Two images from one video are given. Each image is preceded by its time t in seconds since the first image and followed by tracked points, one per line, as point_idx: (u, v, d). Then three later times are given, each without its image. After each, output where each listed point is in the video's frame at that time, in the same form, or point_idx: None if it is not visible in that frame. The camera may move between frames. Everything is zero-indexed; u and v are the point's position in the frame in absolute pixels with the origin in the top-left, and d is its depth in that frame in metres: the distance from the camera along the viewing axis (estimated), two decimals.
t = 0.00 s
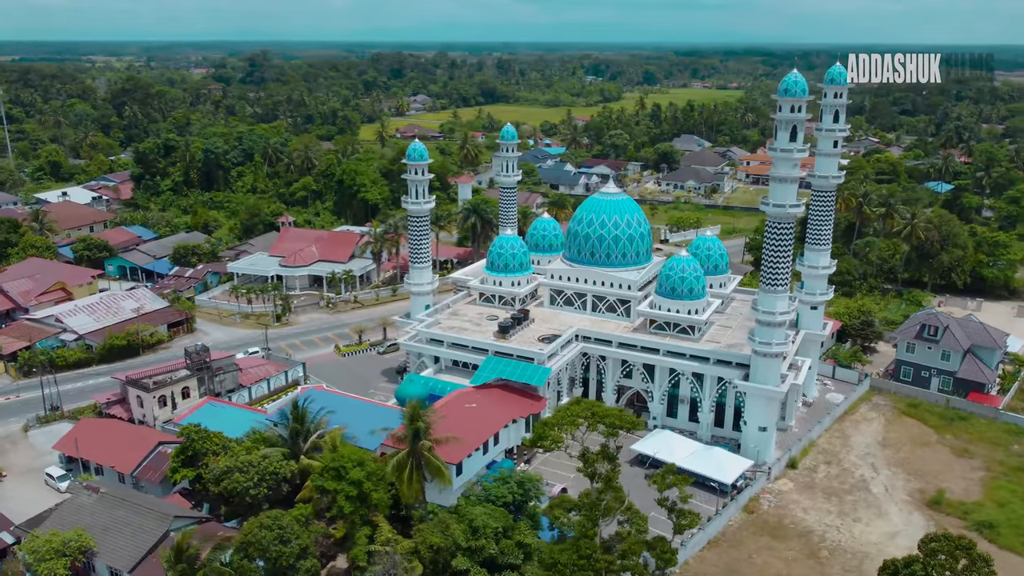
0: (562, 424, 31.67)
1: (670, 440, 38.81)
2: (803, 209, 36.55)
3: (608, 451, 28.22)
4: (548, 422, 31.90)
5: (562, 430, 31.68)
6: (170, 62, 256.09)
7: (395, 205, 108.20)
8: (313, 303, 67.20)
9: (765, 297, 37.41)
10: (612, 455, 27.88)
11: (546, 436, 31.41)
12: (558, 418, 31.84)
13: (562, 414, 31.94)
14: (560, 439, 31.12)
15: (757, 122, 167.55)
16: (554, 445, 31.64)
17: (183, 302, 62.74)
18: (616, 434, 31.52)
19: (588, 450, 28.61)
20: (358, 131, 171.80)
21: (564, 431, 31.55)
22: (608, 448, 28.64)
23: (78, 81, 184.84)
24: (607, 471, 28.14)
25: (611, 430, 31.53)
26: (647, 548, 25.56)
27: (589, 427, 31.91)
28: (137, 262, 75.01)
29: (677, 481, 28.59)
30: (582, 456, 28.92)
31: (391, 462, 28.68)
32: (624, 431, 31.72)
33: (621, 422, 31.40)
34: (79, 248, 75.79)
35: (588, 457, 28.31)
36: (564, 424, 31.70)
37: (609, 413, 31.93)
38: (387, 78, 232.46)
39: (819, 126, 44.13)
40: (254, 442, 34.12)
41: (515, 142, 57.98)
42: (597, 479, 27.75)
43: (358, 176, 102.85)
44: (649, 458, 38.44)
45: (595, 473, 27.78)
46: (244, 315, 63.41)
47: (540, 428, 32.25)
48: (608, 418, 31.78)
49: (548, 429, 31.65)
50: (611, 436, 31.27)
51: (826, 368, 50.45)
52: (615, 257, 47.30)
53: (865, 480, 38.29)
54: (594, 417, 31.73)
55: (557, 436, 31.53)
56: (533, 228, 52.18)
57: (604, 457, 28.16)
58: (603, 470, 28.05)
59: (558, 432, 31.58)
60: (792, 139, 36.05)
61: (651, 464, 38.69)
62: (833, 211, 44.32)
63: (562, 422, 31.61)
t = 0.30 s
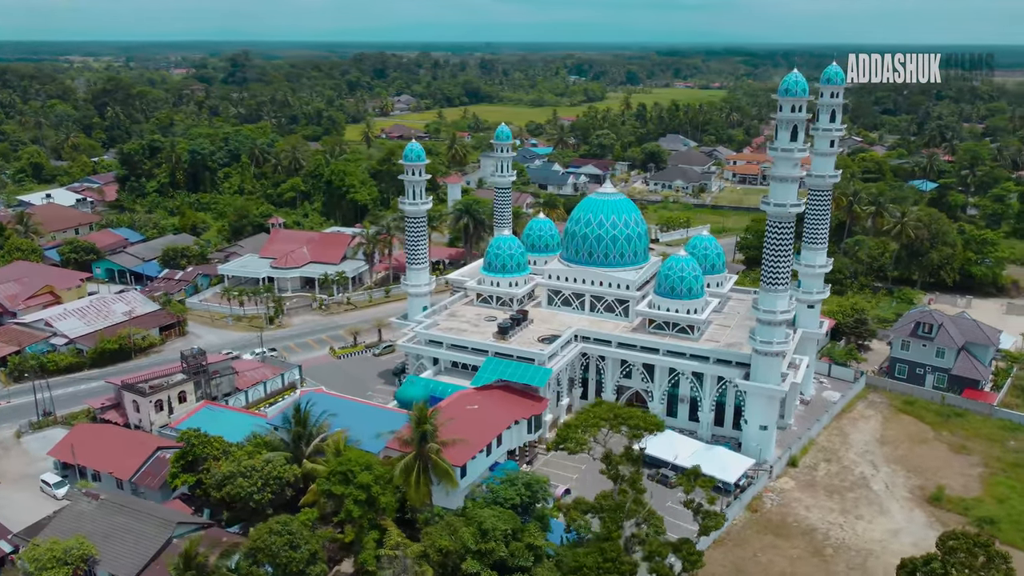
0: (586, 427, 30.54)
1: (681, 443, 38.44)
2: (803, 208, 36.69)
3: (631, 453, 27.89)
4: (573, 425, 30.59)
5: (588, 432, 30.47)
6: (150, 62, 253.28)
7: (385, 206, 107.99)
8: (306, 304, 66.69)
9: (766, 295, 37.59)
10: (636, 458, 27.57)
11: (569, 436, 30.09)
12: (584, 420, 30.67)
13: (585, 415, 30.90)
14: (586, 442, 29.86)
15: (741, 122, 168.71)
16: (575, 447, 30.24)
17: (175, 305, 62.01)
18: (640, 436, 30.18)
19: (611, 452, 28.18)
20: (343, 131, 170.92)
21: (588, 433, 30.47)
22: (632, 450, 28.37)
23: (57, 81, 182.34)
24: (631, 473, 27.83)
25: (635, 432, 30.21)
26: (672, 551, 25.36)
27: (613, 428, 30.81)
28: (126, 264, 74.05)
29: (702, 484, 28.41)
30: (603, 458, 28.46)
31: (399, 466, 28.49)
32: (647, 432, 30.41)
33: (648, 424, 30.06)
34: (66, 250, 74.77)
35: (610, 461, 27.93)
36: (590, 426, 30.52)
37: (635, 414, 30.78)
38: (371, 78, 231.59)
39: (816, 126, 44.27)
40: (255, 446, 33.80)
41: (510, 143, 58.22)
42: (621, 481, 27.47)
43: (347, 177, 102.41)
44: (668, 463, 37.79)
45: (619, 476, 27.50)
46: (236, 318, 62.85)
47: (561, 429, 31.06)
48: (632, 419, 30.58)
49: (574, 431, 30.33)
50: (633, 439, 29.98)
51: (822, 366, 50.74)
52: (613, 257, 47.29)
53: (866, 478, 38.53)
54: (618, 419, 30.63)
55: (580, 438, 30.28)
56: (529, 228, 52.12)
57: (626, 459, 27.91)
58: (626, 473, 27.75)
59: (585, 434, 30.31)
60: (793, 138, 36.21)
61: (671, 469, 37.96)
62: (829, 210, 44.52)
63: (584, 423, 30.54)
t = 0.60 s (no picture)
0: (608, 428, 30.05)
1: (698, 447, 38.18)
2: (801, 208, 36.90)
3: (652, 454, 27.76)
4: (595, 427, 30.07)
5: (609, 434, 29.99)
6: (126, 62, 249.94)
7: (372, 207, 107.78)
8: (296, 306, 66.12)
9: (764, 294, 37.83)
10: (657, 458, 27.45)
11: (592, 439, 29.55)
12: (606, 422, 30.26)
13: (607, 416, 30.40)
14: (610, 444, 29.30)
15: (724, 121, 169.80)
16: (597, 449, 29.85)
17: (164, 308, 61.26)
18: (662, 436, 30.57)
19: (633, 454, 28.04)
20: (326, 132, 169.77)
21: (611, 433, 30.03)
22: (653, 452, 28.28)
23: (33, 81, 179.49)
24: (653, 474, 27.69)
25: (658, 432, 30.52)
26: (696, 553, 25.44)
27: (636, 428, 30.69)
28: (111, 267, 73.05)
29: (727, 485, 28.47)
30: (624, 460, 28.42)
31: (405, 470, 28.26)
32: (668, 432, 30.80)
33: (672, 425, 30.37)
34: (50, 253, 73.69)
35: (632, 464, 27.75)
36: (611, 429, 30.10)
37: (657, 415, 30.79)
38: (352, 78, 230.36)
39: (810, 125, 44.21)
40: (254, 451, 33.44)
41: (502, 142, 58.13)
42: (645, 483, 27.32)
43: (334, 177, 101.80)
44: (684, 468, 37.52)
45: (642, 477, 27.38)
46: (226, 321, 62.20)
47: (582, 431, 30.31)
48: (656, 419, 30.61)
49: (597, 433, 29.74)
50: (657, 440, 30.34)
51: (815, 364, 51.09)
52: (609, 257, 47.32)
53: (863, 474, 38.83)
54: (641, 420, 30.46)
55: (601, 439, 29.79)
56: (523, 228, 52.01)
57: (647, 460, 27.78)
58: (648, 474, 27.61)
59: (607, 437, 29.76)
60: (791, 138, 36.47)
61: (687, 474, 37.68)
62: (823, 209, 44.71)
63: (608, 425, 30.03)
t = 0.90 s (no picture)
0: (628, 431, 30.79)
1: (716, 452, 37.71)
2: (799, 208, 37.22)
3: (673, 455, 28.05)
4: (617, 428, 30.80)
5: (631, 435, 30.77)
6: (102, 62, 246.52)
7: (359, 208, 107.45)
8: (287, 308, 65.56)
9: (761, 293, 38.07)
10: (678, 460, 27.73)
11: (613, 439, 30.30)
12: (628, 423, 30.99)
13: (627, 419, 31.17)
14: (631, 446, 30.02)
15: (706, 121, 170.86)
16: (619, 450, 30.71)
17: (153, 311, 60.46)
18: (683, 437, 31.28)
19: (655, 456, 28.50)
20: (309, 132, 168.50)
21: (633, 434, 30.84)
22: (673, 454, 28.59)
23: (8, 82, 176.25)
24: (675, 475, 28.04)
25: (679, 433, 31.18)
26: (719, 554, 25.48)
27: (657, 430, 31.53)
28: (97, 270, 72.02)
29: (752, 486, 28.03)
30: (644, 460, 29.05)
31: (411, 473, 28.07)
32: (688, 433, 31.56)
33: (692, 425, 31.13)
34: (33, 257, 72.56)
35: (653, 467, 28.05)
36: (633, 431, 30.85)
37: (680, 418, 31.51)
38: (332, 78, 228.94)
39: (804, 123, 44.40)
40: (254, 455, 33.09)
41: (494, 143, 58.03)
42: (666, 485, 27.78)
43: (321, 178, 101.13)
44: (702, 474, 37.04)
45: (665, 478, 27.76)
46: (216, 324, 61.54)
47: (601, 433, 31.24)
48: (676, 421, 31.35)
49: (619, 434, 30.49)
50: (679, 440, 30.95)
51: (808, 362, 51.44)
52: (604, 257, 47.39)
53: (861, 471, 39.12)
54: (661, 421, 31.22)
55: (622, 441, 30.56)
56: (517, 229, 51.95)
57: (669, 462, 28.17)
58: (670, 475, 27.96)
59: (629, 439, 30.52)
60: (789, 137, 36.69)
61: (705, 481, 37.24)
62: (817, 208, 44.89)
63: (629, 427, 30.81)
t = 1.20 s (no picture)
0: (650, 432, 30.84)
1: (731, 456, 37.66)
2: (797, 207, 37.45)
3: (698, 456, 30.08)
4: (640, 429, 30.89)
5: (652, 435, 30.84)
6: (78, 62, 243.08)
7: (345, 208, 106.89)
8: (277, 311, 65.00)
9: (760, 292, 38.23)
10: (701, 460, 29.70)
11: (636, 440, 30.39)
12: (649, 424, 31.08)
13: (649, 420, 31.21)
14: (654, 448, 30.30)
15: (690, 121, 171.65)
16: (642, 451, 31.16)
17: (142, 314, 59.71)
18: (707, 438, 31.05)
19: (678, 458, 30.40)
20: (292, 133, 167.15)
21: (655, 434, 30.86)
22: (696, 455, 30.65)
23: None
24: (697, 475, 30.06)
25: (701, 434, 31.10)
26: (743, 555, 25.30)
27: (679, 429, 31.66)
28: (83, 273, 71.07)
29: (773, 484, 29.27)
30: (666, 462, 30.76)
31: (418, 476, 28.08)
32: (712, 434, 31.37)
33: (715, 426, 30.92)
34: (17, 260, 71.42)
35: (678, 467, 29.93)
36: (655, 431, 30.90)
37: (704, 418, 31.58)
38: (314, 78, 227.35)
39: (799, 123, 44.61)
40: (254, 459, 32.77)
41: (487, 143, 57.90)
42: (689, 484, 29.78)
43: (307, 179, 100.39)
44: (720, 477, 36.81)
45: (686, 477, 29.78)
46: (206, 327, 60.90)
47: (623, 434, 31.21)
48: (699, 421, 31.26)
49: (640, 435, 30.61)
50: (701, 441, 30.82)
51: (802, 360, 51.79)
52: (601, 257, 47.39)
53: (858, 469, 39.37)
54: (682, 421, 31.29)
55: (644, 442, 30.69)
56: (511, 229, 51.84)
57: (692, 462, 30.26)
58: (692, 477, 29.99)
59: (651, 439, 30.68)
60: (788, 137, 36.92)
61: (718, 483, 36.92)
62: (812, 208, 45.09)
63: (651, 427, 30.84)
